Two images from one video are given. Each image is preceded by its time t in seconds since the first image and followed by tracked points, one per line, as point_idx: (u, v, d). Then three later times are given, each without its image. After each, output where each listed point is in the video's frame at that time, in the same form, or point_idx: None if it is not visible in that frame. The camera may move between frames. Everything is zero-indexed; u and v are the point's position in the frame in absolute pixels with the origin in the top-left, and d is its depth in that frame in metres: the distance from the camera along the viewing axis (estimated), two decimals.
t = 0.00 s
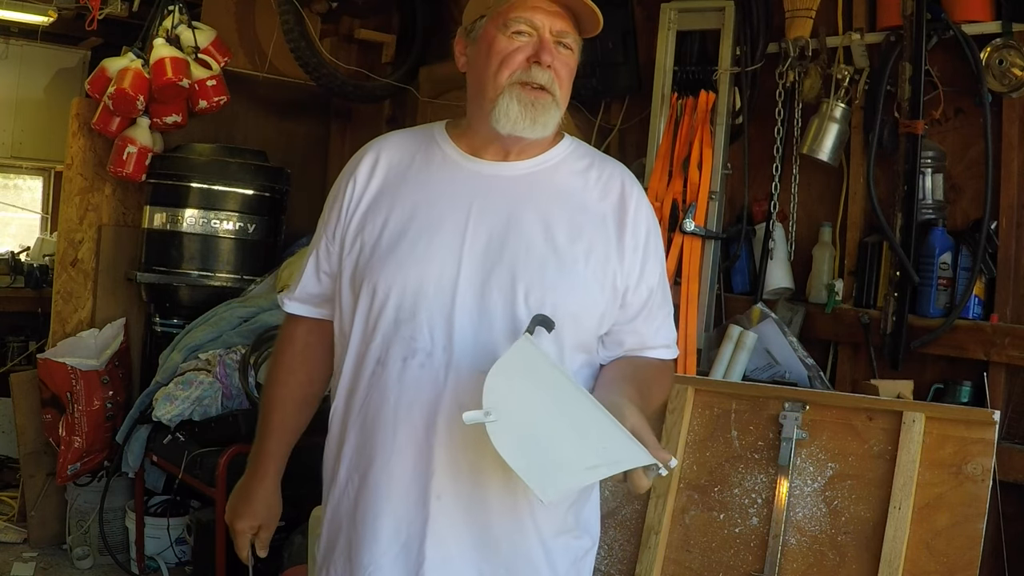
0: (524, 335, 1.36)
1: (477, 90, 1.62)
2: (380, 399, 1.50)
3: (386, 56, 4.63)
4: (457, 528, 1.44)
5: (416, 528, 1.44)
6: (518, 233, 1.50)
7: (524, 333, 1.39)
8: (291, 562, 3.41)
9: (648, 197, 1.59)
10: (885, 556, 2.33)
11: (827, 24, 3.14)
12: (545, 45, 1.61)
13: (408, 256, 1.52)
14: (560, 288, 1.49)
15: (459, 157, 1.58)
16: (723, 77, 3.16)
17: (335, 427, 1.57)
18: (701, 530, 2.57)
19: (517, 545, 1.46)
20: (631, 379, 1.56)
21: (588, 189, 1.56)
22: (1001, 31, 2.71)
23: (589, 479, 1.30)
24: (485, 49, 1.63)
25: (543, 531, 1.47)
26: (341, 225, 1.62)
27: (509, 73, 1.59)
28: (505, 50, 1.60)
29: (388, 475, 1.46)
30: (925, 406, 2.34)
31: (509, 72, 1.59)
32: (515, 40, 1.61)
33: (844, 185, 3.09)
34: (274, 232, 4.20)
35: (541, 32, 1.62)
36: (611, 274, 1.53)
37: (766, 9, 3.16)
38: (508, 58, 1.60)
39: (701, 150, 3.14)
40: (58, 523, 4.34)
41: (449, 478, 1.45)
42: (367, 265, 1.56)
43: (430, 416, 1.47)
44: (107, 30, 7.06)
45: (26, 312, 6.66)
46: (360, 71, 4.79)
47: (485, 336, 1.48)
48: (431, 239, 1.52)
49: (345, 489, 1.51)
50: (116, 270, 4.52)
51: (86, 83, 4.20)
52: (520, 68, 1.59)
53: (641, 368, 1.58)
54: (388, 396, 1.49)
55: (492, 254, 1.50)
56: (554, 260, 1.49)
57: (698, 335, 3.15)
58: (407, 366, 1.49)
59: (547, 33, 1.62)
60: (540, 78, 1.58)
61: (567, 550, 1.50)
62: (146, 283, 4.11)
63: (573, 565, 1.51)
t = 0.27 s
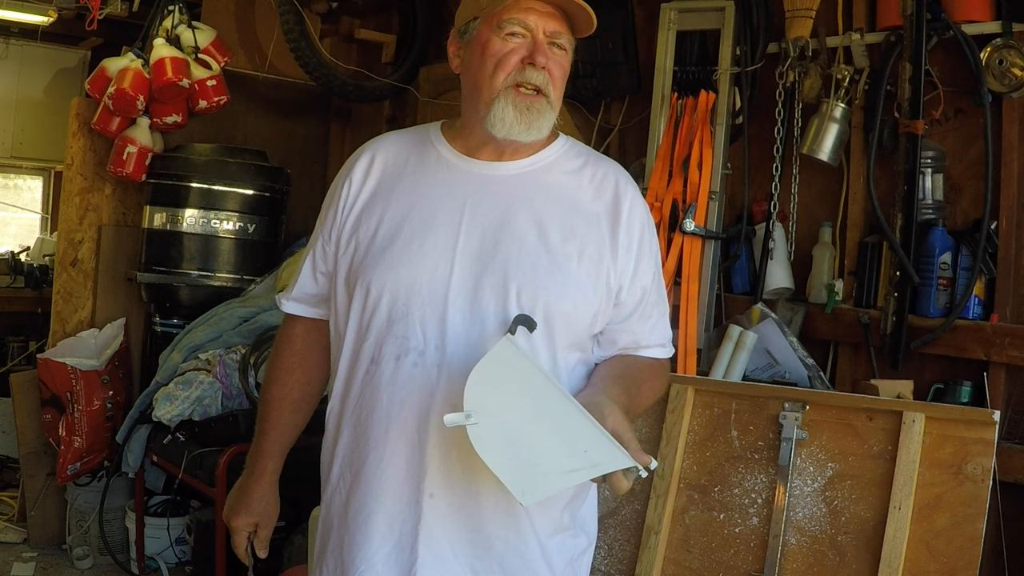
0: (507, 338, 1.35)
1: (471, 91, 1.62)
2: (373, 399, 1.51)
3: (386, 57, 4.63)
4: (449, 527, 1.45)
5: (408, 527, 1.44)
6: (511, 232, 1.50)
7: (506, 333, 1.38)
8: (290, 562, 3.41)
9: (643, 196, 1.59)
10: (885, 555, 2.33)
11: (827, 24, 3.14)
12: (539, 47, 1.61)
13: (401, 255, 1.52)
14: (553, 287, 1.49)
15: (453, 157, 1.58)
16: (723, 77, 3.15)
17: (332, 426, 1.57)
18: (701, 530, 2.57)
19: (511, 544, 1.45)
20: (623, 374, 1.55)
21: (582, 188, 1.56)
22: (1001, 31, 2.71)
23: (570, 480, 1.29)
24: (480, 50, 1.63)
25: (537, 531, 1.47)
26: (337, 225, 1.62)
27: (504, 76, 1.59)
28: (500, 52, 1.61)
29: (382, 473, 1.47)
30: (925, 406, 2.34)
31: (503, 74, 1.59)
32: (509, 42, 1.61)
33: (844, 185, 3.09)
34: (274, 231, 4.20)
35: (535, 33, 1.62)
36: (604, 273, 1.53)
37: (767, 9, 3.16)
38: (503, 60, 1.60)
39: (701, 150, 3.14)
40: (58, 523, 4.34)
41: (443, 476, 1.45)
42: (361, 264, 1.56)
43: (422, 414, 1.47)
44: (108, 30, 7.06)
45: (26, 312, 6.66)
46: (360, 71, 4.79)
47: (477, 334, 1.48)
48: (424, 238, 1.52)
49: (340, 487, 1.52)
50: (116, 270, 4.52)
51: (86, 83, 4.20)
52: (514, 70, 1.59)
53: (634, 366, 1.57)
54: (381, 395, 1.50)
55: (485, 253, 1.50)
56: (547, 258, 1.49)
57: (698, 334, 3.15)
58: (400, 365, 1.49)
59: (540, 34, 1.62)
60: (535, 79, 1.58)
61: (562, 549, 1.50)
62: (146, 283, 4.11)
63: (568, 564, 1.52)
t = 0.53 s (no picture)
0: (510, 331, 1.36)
1: (464, 92, 1.62)
2: (373, 400, 1.51)
3: (386, 57, 4.63)
4: (450, 526, 1.45)
5: (409, 527, 1.44)
6: (508, 232, 1.50)
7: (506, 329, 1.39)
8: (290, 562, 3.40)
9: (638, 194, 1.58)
10: (885, 555, 2.33)
11: (827, 24, 3.14)
12: (529, 48, 1.60)
13: (398, 256, 1.52)
14: (551, 287, 1.49)
15: (449, 157, 1.58)
16: (723, 77, 3.15)
17: (331, 427, 1.58)
18: (701, 530, 2.57)
19: (511, 543, 1.45)
20: (623, 370, 1.55)
21: (578, 187, 1.55)
22: (1001, 31, 2.71)
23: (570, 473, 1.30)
24: (471, 52, 1.63)
25: (537, 529, 1.47)
26: (334, 227, 1.63)
27: (496, 79, 1.59)
28: (490, 54, 1.60)
29: (382, 474, 1.47)
30: (925, 406, 2.34)
31: (495, 77, 1.59)
32: (499, 44, 1.60)
33: (844, 185, 3.09)
34: (274, 231, 4.20)
35: (525, 34, 1.61)
36: (601, 271, 1.53)
37: (767, 9, 3.16)
38: (495, 63, 1.60)
39: (701, 150, 3.14)
40: (58, 523, 4.33)
41: (443, 475, 1.45)
42: (359, 266, 1.56)
43: (422, 415, 1.47)
44: (108, 29, 7.06)
45: (26, 312, 6.65)
46: (360, 71, 4.79)
47: (475, 334, 1.48)
48: (421, 239, 1.52)
49: (340, 488, 1.52)
50: (116, 270, 4.52)
51: (86, 83, 4.20)
52: (505, 72, 1.59)
53: (633, 362, 1.57)
54: (381, 396, 1.50)
55: (482, 253, 1.50)
56: (544, 257, 1.49)
57: (698, 334, 3.15)
58: (399, 365, 1.49)
59: (530, 35, 1.61)
60: (526, 81, 1.58)
61: (561, 548, 1.51)
62: (146, 283, 4.11)
63: (567, 563, 1.52)
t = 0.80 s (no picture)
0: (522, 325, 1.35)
1: (461, 93, 1.61)
2: (372, 402, 1.51)
3: (386, 57, 4.63)
4: (452, 528, 1.45)
5: (412, 528, 1.44)
6: (505, 232, 1.50)
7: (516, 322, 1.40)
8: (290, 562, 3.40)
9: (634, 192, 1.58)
10: (885, 555, 2.33)
11: (827, 24, 3.14)
12: (529, 51, 1.60)
13: (396, 258, 1.52)
14: (549, 287, 1.49)
15: (444, 159, 1.58)
16: (723, 77, 3.15)
17: (331, 430, 1.58)
18: (701, 530, 2.57)
19: (513, 542, 1.45)
20: (622, 368, 1.55)
21: (573, 186, 1.55)
22: (1001, 31, 2.71)
23: (590, 465, 1.25)
24: (468, 53, 1.62)
25: (538, 528, 1.47)
26: (329, 231, 1.62)
27: (494, 80, 1.58)
28: (489, 55, 1.59)
29: (384, 476, 1.47)
30: (925, 406, 2.34)
31: (493, 78, 1.58)
32: (498, 46, 1.59)
33: (844, 185, 3.09)
34: (274, 231, 4.20)
35: (525, 36, 1.60)
36: (599, 269, 1.53)
37: (767, 9, 3.16)
38: (493, 64, 1.59)
39: (701, 150, 3.14)
40: (58, 523, 4.33)
41: (444, 475, 1.45)
42: (357, 268, 1.56)
43: (421, 416, 1.47)
44: (108, 29, 7.06)
45: (26, 312, 6.65)
46: (359, 71, 4.79)
47: (474, 334, 1.48)
48: (417, 241, 1.52)
49: (342, 491, 1.52)
50: (116, 270, 4.52)
51: (86, 83, 4.20)
52: (504, 74, 1.58)
53: (633, 359, 1.57)
54: (380, 398, 1.50)
55: (479, 254, 1.50)
56: (542, 257, 1.49)
57: (698, 334, 3.15)
58: (397, 367, 1.49)
59: (530, 37, 1.60)
60: (525, 83, 1.57)
61: (562, 546, 1.50)
62: (146, 283, 4.11)
63: (567, 561, 1.52)
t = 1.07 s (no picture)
0: (525, 323, 1.34)
1: (453, 95, 1.62)
2: (370, 404, 1.51)
3: (386, 57, 4.63)
4: (452, 529, 1.45)
5: (411, 530, 1.44)
6: (502, 233, 1.50)
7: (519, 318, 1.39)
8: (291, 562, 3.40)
9: (630, 189, 1.58)
10: (885, 555, 2.33)
11: (827, 24, 3.14)
12: (518, 53, 1.59)
13: (393, 259, 1.52)
14: (546, 287, 1.49)
15: (440, 160, 1.58)
16: (723, 77, 3.15)
17: (330, 432, 1.58)
18: (701, 530, 2.57)
19: (512, 543, 1.45)
20: (622, 366, 1.55)
21: (570, 185, 1.55)
22: (1001, 31, 2.71)
23: (601, 457, 1.21)
24: (459, 55, 1.62)
25: (536, 528, 1.47)
26: (327, 232, 1.63)
27: (483, 82, 1.58)
28: (478, 57, 1.59)
29: (383, 479, 1.47)
30: (925, 406, 2.35)
31: (482, 80, 1.58)
32: (487, 49, 1.59)
33: (844, 186, 3.09)
34: (274, 231, 4.20)
35: (514, 38, 1.60)
36: (596, 269, 1.53)
37: (767, 9, 3.15)
38: (482, 66, 1.59)
39: (701, 150, 3.14)
40: (58, 523, 4.34)
41: (443, 476, 1.45)
42: (354, 269, 1.57)
43: (420, 417, 1.47)
44: (108, 29, 7.06)
45: (26, 312, 6.65)
46: (360, 71, 4.79)
47: (472, 334, 1.48)
48: (414, 242, 1.52)
49: (341, 493, 1.52)
50: (116, 270, 4.52)
51: (86, 83, 4.20)
52: (493, 76, 1.58)
53: (633, 357, 1.57)
54: (378, 399, 1.50)
55: (476, 255, 1.50)
56: (539, 257, 1.49)
57: (698, 334, 3.15)
58: (395, 368, 1.49)
59: (520, 39, 1.60)
60: (514, 86, 1.57)
61: (561, 545, 1.50)
62: (146, 283, 4.11)
63: (567, 560, 1.52)
